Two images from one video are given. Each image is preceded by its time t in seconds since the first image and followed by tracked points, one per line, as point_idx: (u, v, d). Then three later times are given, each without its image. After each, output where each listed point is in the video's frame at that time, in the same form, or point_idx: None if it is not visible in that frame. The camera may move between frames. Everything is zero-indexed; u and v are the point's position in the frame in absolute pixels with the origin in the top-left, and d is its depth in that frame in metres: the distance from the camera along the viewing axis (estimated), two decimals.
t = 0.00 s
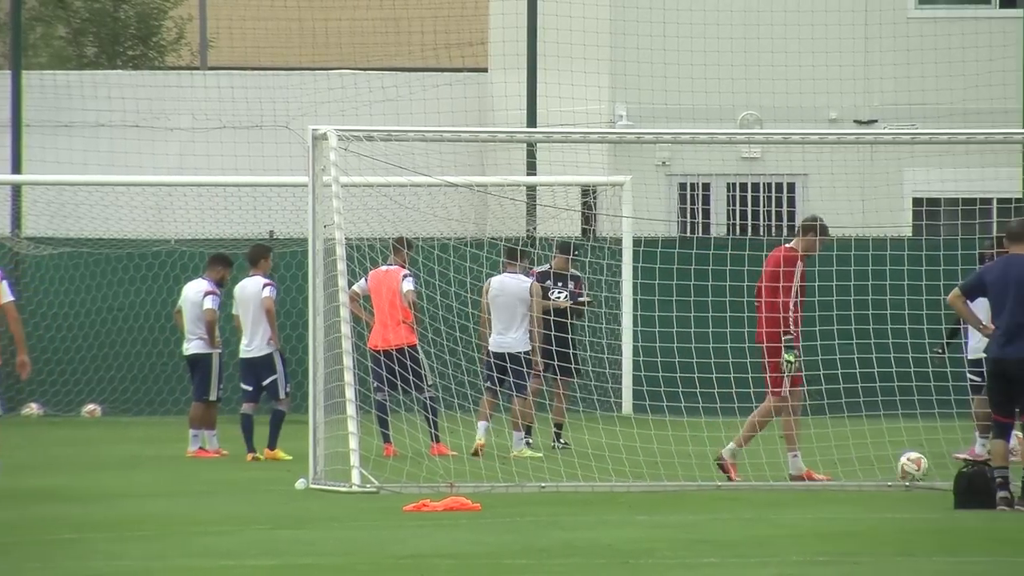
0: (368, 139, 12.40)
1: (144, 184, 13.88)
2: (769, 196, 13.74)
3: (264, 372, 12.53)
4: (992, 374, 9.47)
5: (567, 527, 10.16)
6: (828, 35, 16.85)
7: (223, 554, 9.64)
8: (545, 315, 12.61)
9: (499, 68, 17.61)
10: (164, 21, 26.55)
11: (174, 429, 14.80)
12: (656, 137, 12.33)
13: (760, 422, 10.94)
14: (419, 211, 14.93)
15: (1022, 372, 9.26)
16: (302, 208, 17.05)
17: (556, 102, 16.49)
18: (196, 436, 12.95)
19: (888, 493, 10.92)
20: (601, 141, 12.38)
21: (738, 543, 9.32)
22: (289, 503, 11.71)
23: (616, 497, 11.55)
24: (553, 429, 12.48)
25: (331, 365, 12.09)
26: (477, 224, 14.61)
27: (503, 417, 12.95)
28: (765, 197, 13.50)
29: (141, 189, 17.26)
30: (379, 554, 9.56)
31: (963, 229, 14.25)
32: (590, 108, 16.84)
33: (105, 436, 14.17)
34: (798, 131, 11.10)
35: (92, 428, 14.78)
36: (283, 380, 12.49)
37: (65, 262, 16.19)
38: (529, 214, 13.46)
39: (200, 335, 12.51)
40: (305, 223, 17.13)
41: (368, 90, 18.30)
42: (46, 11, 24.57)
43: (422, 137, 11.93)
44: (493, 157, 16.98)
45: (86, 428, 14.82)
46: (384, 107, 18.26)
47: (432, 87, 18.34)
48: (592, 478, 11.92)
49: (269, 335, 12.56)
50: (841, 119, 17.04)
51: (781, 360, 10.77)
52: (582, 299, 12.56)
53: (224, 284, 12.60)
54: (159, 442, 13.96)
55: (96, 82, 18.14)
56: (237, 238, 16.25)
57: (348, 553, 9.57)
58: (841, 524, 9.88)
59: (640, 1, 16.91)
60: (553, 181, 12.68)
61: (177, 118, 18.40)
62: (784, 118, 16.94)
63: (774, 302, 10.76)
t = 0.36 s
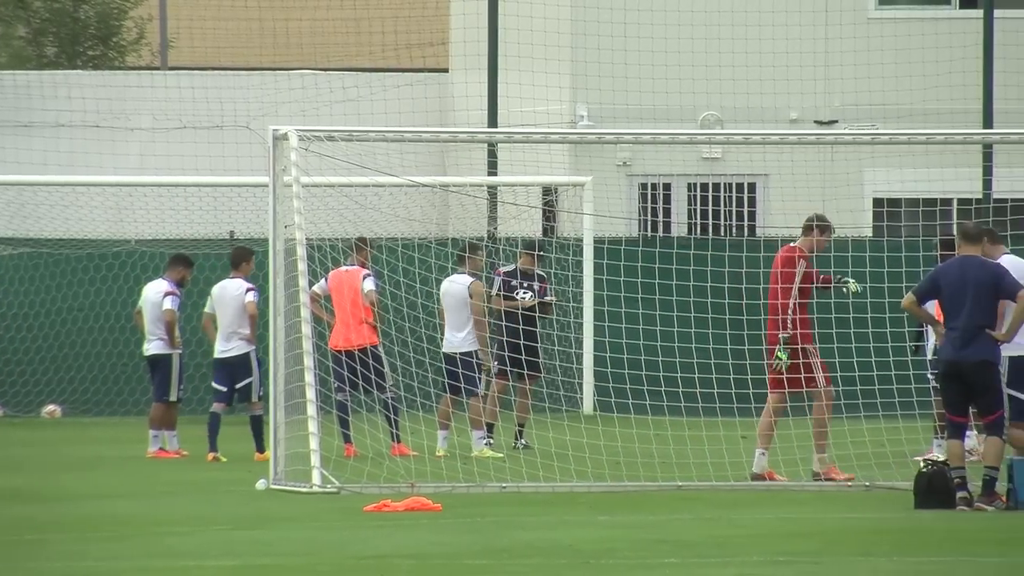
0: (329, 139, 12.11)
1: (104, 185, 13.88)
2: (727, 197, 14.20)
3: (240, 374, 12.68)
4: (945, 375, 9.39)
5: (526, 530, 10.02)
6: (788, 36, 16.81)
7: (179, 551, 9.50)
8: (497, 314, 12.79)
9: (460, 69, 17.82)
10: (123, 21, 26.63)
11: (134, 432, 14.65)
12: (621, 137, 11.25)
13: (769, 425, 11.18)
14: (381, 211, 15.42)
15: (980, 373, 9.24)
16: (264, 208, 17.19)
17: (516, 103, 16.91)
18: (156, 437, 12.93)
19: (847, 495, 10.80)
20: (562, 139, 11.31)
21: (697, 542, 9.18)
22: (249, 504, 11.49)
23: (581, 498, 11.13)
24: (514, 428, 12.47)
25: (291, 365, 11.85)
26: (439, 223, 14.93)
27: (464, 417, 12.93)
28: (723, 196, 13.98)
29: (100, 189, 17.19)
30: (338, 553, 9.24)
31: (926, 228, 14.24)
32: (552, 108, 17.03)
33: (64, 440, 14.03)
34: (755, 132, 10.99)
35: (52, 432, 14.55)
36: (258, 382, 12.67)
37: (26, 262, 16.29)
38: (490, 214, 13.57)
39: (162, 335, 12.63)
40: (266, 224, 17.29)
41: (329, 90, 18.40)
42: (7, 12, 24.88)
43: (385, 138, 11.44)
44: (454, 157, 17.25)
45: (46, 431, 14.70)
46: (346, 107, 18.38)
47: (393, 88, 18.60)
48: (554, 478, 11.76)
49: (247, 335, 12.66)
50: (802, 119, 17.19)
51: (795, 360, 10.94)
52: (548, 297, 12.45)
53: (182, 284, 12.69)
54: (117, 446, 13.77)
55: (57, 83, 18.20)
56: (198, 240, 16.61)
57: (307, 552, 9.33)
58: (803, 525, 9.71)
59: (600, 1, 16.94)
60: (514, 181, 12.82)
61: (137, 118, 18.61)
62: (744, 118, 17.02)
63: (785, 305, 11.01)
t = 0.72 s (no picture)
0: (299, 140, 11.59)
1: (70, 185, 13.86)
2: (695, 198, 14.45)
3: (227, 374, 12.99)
4: (911, 377, 9.33)
5: (495, 531, 9.59)
6: (757, 37, 16.89)
7: (135, 550, 8.95)
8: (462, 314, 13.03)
9: (429, 69, 17.92)
10: (91, 22, 26.51)
11: (98, 435, 14.48)
12: (588, 138, 10.79)
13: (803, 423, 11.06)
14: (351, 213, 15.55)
15: (947, 375, 9.18)
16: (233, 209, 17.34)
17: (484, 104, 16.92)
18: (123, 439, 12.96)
19: (817, 497, 10.64)
20: (531, 142, 10.82)
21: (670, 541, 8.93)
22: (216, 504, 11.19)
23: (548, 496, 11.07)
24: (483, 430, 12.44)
25: (261, 367, 11.49)
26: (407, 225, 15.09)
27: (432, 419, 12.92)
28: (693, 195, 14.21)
29: (69, 189, 17.07)
30: (302, 550, 8.85)
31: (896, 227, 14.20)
32: (520, 109, 17.06)
33: (27, 443, 13.89)
34: (725, 132, 10.81)
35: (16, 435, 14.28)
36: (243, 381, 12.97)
37: None
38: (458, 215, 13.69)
39: (130, 336, 12.72)
40: (236, 225, 17.40)
41: (298, 91, 18.69)
42: None
43: (351, 140, 11.01)
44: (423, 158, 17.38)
45: (12, 433, 14.71)
46: (316, 109, 18.73)
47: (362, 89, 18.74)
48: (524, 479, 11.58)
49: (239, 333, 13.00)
50: (769, 120, 17.32)
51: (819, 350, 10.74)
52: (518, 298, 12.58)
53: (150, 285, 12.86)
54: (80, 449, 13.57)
55: (23, 84, 18.37)
56: (166, 241, 16.82)
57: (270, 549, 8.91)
58: (773, 524, 9.50)
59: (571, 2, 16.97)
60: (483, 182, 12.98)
61: (106, 119, 18.46)
62: (713, 120, 17.18)
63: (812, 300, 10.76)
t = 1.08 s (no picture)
0: (292, 141, 11.51)
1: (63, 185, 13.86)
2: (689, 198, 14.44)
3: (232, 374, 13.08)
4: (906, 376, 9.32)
5: (488, 531, 9.60)
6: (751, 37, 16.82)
7: (130, 551, 8.95)
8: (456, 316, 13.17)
9: (423, 70, 17.95)
10: (85, 23, 26.54)
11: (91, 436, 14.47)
12: (580, 138, 10.76)
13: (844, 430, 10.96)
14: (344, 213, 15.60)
15: (942, 374, 9.16)
16: (227, 209, 17.33)
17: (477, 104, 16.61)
18: (117, 440, 12.99)
19: (809, 496, 10.64)
20: (525, 142, 10.73)
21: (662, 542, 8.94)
22: (209, 504, 11.17)
23: (542, 496, 11.04)
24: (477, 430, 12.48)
25: (254, 367, 11.41)
26: (401, 226, 15.13)
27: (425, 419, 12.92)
28: (686, 196, 14.18)
29: (62, 189, 17.06)
30: (294, 550, 8.86)
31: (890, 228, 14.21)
32: (513, 109, 17.22)
33: (21, 444, 13.90)
34: (718, 132, 10.81)
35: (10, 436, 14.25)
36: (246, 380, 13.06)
37: None
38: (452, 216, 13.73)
39: (124, 337, 12.75)
40: (230, 225, 17.40)
41: (292, 92, 18.72)
42: None
43: (344, 140, 10.95)
44: (416, 158, 17.38)
45: (7, 433, 14.75)
46: (309, 109, 18.70)
47: (356, 90, 18.78)
48: (516, 479, 11.58)
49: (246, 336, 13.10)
50: (764, 121, 17.31)
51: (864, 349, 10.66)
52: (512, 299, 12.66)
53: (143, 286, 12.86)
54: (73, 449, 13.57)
55: (15, 84, 18.37)
56: (160, 241, 16.86)
57: (262, 549, 8.96)
58: (767, 524, 9.48)
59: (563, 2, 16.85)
60: (477, 183, 13.06)
61: (100, 120, 18.56)
62: (707, 120, 17.26)
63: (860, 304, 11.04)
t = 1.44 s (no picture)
0: (293, 141, 11.50)
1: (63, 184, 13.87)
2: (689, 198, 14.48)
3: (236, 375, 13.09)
4: (914, 376, 9.33)
5: (488, 530, 9.59)
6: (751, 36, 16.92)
7: (130, 551, 8.94)
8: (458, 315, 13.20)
9: (423, 69, 17.95)
10: (85, 23, 26.55)
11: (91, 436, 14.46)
12: (581, 138, 10.75)
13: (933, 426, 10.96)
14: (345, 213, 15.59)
15: (949, 374, 9.16)
16: (227, 209, 17.33)
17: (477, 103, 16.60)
18: (117, 440, 12.98)
19: (810, 496, 10.63)
20: (525, 142, 10.72)
21: (663, 542, 8.93)
22: (210, 504, 11.16)
23: (543, 495, 11.02)
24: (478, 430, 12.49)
25: (254, 367, 11.40)
26: (402, 225, 15.13)
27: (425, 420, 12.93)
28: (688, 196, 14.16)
29: (62, 188, 17.06)
30: (293, 549, 8.84)
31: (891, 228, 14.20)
32: (514, 109, 17.16)
33: (22, 444, 13.91)
34: (718, 132, 10.80)
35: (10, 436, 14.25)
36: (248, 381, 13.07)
37: None
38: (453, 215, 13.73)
39: (124, 336, 12.75)
40: (230, 224, 17.39)
41: (292, 91, 18.72)
42: None
43: (344, 140, 10.94)
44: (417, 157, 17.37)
45: (8, 433, 14.73)
46: (310, 109, 18.69)
47: (356, 89, 18.75)
48: (517, 479, 11.56)
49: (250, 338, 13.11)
50: (764, 121, 17.35)
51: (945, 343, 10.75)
52: (513, 298, 12.65)
53: (144, 286, 12.86)
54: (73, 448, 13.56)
55: (15, 84, 18.38)
56: (161, 241, 16.85)
57: (262, 549, 8.95)
58: (768, 523, 9.47)
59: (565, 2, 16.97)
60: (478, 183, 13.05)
61: (100, 119, 18.55)
62: (707, 120, 17.28)
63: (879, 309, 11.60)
